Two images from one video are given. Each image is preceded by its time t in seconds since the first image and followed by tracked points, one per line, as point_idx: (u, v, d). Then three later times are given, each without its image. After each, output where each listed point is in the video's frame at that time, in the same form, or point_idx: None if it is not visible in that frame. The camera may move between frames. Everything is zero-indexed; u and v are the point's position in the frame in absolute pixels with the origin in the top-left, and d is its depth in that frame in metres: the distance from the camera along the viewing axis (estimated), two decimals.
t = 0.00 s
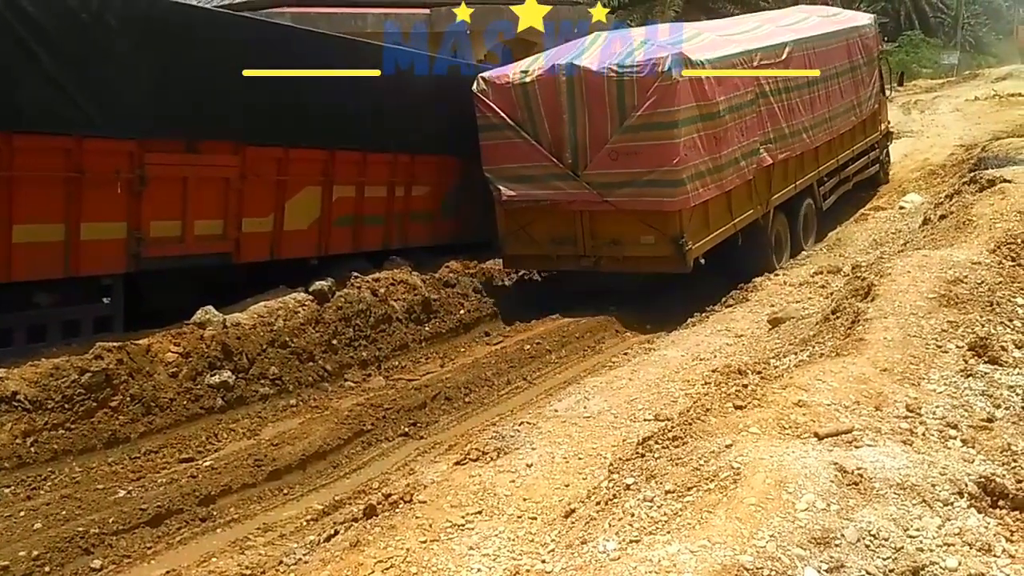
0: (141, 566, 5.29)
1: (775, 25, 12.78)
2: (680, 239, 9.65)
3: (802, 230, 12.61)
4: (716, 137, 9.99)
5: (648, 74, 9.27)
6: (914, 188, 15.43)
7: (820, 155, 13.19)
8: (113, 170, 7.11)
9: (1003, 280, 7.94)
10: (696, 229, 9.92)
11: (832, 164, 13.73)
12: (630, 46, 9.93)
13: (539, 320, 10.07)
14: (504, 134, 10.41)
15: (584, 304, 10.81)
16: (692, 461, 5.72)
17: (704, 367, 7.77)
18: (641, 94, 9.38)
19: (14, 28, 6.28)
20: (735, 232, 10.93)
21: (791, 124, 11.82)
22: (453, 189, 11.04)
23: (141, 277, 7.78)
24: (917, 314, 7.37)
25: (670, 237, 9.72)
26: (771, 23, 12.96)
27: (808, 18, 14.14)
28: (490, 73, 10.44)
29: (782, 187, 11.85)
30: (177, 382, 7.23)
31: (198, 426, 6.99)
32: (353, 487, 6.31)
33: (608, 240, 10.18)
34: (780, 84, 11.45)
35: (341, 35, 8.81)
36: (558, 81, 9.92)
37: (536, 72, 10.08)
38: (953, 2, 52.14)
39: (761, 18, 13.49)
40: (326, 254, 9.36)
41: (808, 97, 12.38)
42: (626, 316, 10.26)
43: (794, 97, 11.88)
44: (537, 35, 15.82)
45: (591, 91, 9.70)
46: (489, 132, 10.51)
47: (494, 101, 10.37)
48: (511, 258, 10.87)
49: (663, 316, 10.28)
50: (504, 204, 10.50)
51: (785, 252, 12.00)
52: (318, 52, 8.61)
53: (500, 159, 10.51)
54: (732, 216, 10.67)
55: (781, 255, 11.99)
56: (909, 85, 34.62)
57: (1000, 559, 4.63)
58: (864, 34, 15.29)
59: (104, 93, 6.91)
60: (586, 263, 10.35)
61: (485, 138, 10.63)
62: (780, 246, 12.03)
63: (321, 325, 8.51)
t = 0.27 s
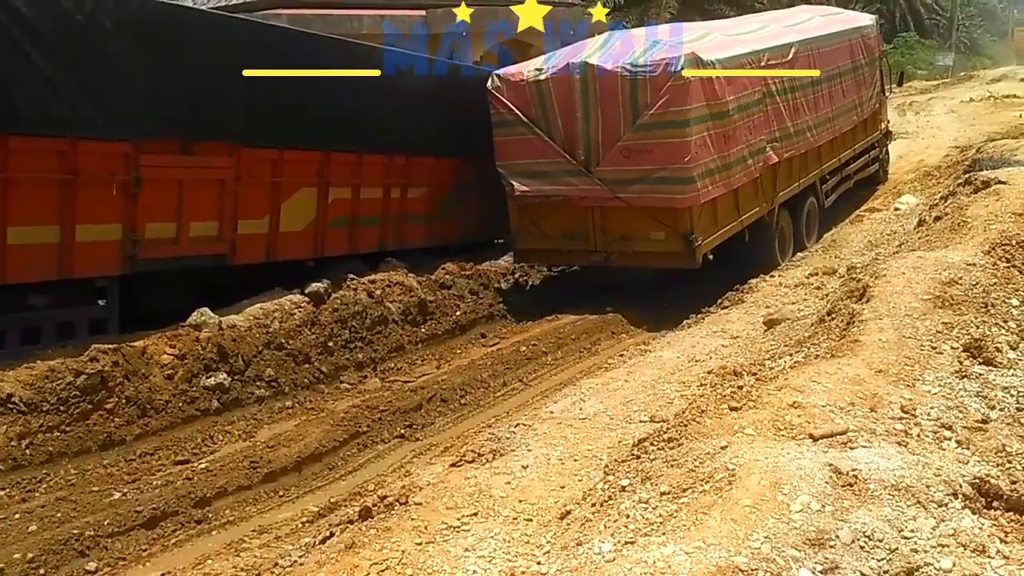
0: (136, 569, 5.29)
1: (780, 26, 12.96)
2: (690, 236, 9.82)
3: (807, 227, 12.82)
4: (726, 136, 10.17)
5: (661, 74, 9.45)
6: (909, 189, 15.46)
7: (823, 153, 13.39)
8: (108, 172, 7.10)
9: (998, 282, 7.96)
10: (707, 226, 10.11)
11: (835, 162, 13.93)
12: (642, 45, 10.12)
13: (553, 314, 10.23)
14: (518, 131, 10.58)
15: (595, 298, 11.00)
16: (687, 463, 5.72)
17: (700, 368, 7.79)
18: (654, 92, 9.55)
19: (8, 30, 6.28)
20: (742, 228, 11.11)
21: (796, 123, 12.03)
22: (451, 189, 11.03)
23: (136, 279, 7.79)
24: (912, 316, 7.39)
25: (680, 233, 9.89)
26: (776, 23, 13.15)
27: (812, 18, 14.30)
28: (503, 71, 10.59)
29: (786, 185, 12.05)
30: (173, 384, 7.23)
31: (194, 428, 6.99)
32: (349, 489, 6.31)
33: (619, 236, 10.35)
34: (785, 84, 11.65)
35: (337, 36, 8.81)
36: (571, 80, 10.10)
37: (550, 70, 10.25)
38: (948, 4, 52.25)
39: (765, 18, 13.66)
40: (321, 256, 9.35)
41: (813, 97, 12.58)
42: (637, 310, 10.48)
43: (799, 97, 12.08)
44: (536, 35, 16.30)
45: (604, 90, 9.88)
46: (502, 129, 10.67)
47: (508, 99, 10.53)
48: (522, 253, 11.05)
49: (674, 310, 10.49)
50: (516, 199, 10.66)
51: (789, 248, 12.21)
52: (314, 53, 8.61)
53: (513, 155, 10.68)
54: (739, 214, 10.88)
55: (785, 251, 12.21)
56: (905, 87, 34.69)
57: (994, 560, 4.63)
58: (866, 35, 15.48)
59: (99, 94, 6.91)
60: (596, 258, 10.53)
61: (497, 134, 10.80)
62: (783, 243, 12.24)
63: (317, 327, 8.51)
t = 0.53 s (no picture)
0: (132, 569, 5.28)
1: (784, 24, 13.07)
2: (697, 231, 9.86)
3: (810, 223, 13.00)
4: (734, 134, 10.26)
5: (671, 74, 9.55)
6: (906, 189, 15.47)
7: (827, 150, 13.54)
8: (104, 171, 7.09)
9: (994, 282, 7.97)
10: (714, 222, 10.16)
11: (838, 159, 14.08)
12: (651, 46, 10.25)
13: (563, 310, 10.38)
14: (527, 129, 10.66)
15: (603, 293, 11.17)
16: (684, 463, 5.72)
17: (697, 368, 7.79)
18: (663, 91, 9.64)
19: (5, 29, 6.27)
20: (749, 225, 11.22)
21: (801, 121, 12.14)
22: (449, 189, 11.01)
23: (133, 278, 7.77)
24: (909, 316, 7.39)
25: (687, 228, 9.93)
26: (781, 22, 13.29)
27: (815, 17, 14.40)
28: (515, 70, 10.69)
29: (791, 181, 12.22)
30: (169, 384, 7.22)
31: (190, 428, 6.98)
32: (346, 489, 6.30)
33: (628, 231, 10.38)
34: (790, 83, 11.75)
35: (334, 36, 8.80)
36: (582, 80, 10.18)
37: (561, 69, 10.35)
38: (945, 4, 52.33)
39: (769, 16, 13.75)
40: (318, 255, 9.33)
41: (817, 95, 12.68)
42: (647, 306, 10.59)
43: (804, 95, 12.19)
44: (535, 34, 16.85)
45: (614, 89, 9.95)
46: (512, 128, 10.75)
47: (518, 98, 10.63)
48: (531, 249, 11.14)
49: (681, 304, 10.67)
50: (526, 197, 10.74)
51: (794, 244, 12.40)
52: (311, 52, 8.60)
53: (522, 153, 10.76)
54: (746, 210, 10.94)
55: (790, 246, 12.41)
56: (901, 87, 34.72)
57: (990, 560, 4.63)
58: (868, 34, 15.60)
59: (95, 94, 6.90)
60: (606, 254, 10.57)
61: (508, 133, 10.89)
62: (788, 238, 12.42)
63: (314, 327, 8.50)
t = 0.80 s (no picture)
0: (128, 570, 5.27)
1: (786, 24, 13.39)
2: (705, 225, 10.24)
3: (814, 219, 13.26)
4: (738, 131, 10.64)
5: (677, 73, 9.93)
6: (903, 190, 15.49)
7: (829, 147, 13.81)
8: (102, 172, 7.09)
9: (991, 283, 7.97)
10: (720, 216, 10.53)
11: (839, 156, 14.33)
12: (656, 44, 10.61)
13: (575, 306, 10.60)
14: (537, 127, 11.06)
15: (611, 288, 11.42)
16: (681, 463, 5.73)
17: (694, 369, 7.80)
18: (669, 89, 10.03)
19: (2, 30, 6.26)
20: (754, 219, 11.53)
21: (804, 118, 12.45)
22: (448, 189, 11.00)
23: (130, 279, 7.77)
24: (906, 317, 7.40)
25: (694, 223, 10.31)
26: (783, 22, 13.58)
27: (816, 17, 14.71)
28: (525, 70, 11.08)
29: (794, 177, 12.47)
30: (166, 385, 7.22)
31: (187, 429, 6.98)
32: (343, 490, 6.30)
33: (637, 226, 10.76)
34: (793, 81, 12.07)
35: (332, 37, 8.80)
36: (590, 79, 10.58)
37: (569, 69, 10.75)
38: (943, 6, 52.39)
39: (772, 17, 14.06)
40: (316, 256, 9.34)
41: (819, 93, 12.99)
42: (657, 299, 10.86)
43: (806, 93, 12.50)
44: (535, 35, 17.41)
45: (622, 88, 10.35)
46: (523, 126, 11.15)
47: (529, 98, 11.02)
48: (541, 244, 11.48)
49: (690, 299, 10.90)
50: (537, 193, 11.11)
51: (798, 239, 12.63)
52: (308, 54, 8.60)
53: (533, 150, 11.15)
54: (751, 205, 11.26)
55: (795, 242, 12.64)
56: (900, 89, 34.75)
57: (987, 561, 4.63)
58: (869, 34, 15.86)
59: (93, 94, 6.89)
60: (615, 248, 10.94)
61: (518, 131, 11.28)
62: (793, 234, 12.65)
63: (311, 328, 8.50)
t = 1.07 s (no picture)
0: (127, 572, 5.27)
1: (791, 26, 13.68)
2: (714, 222, 10.57)
3: (819, 217, 13.60)
4: (745, 130, 10.92)
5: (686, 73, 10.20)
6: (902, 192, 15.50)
7: (834, 146, 14.12)
8: (101, 174, 7.09)
9: (991, 285, 7.98)
10: (729, 213, 10.86)
11: (844, 154, 14.63)
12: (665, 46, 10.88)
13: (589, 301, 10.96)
14: (549, 128, 11.33)
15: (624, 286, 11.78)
16: (680, 465, 5.73)
17: (693, 371, 7.80)
18: (678, 90, 10.30)
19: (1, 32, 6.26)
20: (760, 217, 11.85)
21: (809, 117, 12.74)
22: (448, 191, 10.99)
23: (130, 281, 7.77)
24: (905, 319, 7.41)
25: (703, 220, 10.65)
26: (787, 24, 13.85)
27: (819, 20, 14.99)
28: (537, 73, 11.38)
29: (800, 175, 12.79)
30: (166, 387, 7.21)
31: (187, 431, 6.99)
32: (342, 492, 6.30)
33: (647, 223, 11.11)
34: (798, 82, 12.35)
35: (331, 39, 8.80)
36: (600, 80, 10.81)
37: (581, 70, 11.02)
38: (942, 9, 52.44)
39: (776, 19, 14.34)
40: (315, 259, 9.35)
41: (823, 93, 13.28)
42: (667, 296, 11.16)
43: (810, 93, 12.77)
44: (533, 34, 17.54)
45: (632, 89, 10.59)
46: (535, 127, 11.44)
47: (541, 99, 11.29)
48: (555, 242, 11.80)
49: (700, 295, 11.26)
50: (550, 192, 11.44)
51: (804, 236, 12.95)
52: (308, 56, 8.61)
53: (545, 151, 11.43)
54: (758, 202, 11.58)
55: (800, 238, 12.96)
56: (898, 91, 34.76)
57: (987, 563, 4.62)
58: (871, 35, 16.11)
59: (92, 96, 6.90)
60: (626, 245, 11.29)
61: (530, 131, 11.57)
62: (799, 231, 12.97)
63: (311, 330, 8.49)
